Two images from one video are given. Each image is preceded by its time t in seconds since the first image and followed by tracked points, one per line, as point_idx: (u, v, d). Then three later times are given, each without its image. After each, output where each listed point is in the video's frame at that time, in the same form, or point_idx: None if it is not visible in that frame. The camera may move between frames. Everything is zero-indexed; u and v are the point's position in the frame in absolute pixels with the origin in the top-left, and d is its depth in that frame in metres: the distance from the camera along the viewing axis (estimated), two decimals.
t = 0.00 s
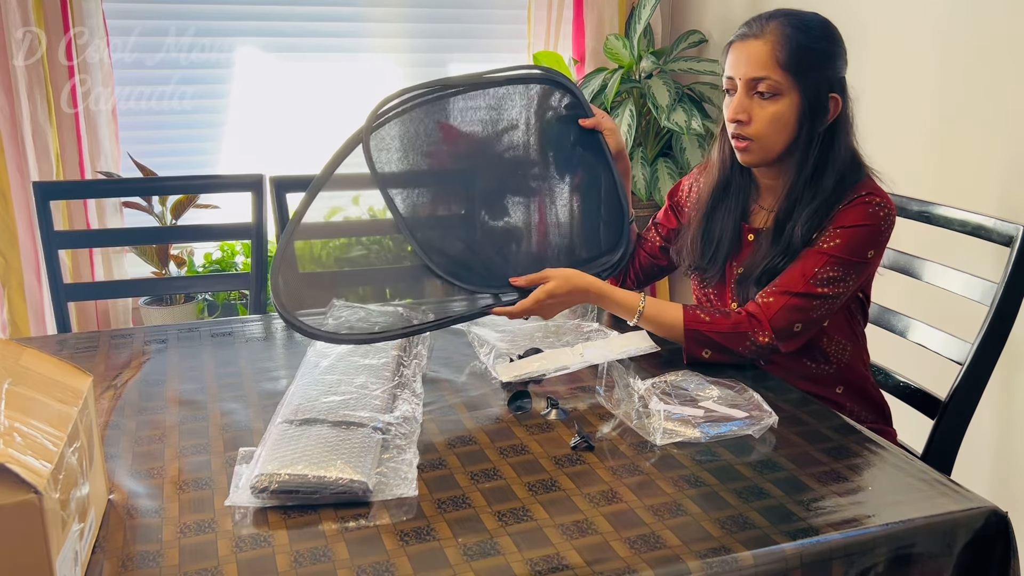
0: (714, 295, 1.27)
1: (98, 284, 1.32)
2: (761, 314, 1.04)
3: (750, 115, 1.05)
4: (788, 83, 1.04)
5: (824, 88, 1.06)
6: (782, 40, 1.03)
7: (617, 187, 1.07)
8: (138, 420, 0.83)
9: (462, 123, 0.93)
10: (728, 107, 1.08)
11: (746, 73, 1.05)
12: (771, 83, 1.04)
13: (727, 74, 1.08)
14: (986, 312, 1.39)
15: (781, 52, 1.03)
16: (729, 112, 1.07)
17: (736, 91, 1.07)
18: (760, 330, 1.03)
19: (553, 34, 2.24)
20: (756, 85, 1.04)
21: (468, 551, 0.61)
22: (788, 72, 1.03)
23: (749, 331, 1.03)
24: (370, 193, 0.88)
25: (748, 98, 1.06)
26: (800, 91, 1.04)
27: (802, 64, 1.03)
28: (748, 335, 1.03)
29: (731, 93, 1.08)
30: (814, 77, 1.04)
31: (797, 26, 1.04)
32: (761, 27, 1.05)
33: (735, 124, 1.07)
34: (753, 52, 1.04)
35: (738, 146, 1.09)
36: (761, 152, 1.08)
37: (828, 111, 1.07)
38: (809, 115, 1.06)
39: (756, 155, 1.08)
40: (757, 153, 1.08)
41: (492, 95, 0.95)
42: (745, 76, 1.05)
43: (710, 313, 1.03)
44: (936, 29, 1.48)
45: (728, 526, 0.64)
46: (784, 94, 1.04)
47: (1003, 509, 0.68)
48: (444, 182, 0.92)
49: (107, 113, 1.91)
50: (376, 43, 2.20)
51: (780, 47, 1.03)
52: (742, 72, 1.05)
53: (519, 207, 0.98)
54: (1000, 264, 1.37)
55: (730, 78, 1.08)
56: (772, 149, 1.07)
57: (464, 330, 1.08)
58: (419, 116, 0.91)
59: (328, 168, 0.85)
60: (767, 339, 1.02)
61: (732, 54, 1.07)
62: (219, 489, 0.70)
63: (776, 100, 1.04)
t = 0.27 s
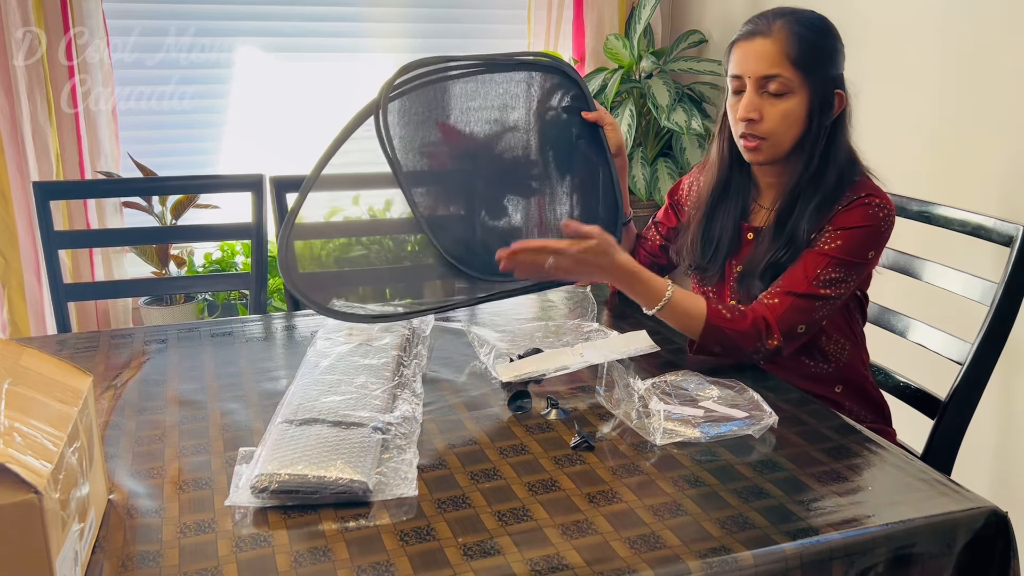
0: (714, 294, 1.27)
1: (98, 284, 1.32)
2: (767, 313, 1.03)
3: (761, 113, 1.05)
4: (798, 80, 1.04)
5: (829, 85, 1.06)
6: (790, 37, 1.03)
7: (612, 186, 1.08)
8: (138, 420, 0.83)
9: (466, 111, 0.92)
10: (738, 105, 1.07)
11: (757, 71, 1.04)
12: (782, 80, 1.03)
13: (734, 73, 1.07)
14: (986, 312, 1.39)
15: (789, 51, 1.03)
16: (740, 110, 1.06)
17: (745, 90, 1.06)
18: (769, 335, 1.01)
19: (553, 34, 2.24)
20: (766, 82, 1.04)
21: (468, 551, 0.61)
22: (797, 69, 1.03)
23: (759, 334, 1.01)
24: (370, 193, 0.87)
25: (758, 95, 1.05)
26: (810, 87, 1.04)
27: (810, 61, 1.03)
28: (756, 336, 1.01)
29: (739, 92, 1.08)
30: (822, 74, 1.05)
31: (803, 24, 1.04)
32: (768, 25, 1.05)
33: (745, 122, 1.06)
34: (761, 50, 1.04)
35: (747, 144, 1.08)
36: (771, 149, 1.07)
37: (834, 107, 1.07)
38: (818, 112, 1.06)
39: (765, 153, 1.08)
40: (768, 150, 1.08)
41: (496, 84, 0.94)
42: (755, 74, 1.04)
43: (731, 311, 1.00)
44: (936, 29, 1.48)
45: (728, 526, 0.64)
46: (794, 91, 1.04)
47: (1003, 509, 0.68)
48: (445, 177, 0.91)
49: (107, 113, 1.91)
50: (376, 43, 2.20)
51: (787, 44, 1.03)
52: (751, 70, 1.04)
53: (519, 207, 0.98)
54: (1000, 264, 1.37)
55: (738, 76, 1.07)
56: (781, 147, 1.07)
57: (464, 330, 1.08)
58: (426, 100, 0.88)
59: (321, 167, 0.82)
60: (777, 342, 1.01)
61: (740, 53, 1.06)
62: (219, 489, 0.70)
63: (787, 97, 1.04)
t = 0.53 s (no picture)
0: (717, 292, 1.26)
1: (98, 284, 1.32)
2: (780, 297, 1.02)
3: (796, 115, 1.05)
4: (826, 80, 1.05)
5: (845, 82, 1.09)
6: (812, 38, 1.05)
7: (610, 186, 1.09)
8: (138, 420, 0.83)
9: (468, 113, 0.91)
10: (769, 109, 1.06)
11: (788, 72, 1.04)
12: (814, 81, 1.05)
13: (758, 77, 1.07)
14: (986, 312, 1.39)
15: (815, 50, 1.05)
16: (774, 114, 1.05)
17: (774, 93, 1.06)
18: (778, 318, 1.00)
19: (553, 34, 2.24)
20: (797, 83, 1.04)
21: (468, 552, 0.61)
22: (825, 69, 1.05)
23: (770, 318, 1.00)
24: (369, 193, 0.83)
25: (790, 98, 1.05)
26: (836, 86, 1.06)
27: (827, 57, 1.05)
28: (768, 320, 1.00)
29: (765, 95, 1.07)
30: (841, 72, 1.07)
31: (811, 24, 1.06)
32: (788, 26, 1.06)
33: (782, 125, 1.05)
34: (788, 51, 1.05)
35: (779, 147, 1.08)
36: (803, 150, 1.08)
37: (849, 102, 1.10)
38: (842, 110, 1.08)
39: (798, 154, 1.08)
40: (801, 151, 1.08)
41: (495, 85, 0.94)
42: (785, 75, 1.04)
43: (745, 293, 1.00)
44: (936, 29, 1.48)
45: (728, 526, 0.64)
46: (824, 91, 1.05)
47: (1003, 509, 0.68)
48: (448, 177, 0.90)
49: (107, 113, 1.91)
50: (376, 43, 2.20)
51: (813, 44, 1.05)
52: (781, 72, 1.04)
53: (519, 208, 0.98)
54: (1000, 264, 1.37)
55: (763, 80, 1.06)
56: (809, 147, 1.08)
57: (464, 330, 1.08)
58: (429, 104, 0.87)
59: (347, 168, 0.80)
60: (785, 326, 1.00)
61: (764, 56, 1.06)
62: (219, 489, 0.70)
63: (816, 96, 1.05)
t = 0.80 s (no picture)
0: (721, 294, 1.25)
1: (98, 284, 1.32)
2: (814, 318, 1.00)
3: (790, 111, 1.05)
4: (813, 73, 1.06)
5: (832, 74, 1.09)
6: (793, 34, 1.06)
7: (608, 187, 1.09)
8: (138, 420, 0.83)
9: (473, 120, 0.92)
10: (761, 110, 1.07)
11: (775, 71, 1.05)
12: (801, 75, 1.05)
13: (746, 80, 1.07)
14: (986, 312, 1.39)
15: (798, 45, 1.05)
16: (767, 114, 1.05)
17: (765, 93, 1.06)
18: (818, 340, 0.99)
19: (553, 34, 2.24)
20: (785, 80, 1.05)
21: (468, 552, 0.61)
22: (809, 62, 1.06)
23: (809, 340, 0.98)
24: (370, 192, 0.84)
25: (781, 95, 1.05)
26: (823, 78, 1.07)
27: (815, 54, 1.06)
28: (807, 344, 0.98)
29: (755, 96, 1.07)
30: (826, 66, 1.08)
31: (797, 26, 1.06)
32: (769, 27, 1.07)
33: (777, 124, 1.05)
34: (772, 50, 1.05)
35: (777, 146, 1.08)
36: (802, 145, 1.08)
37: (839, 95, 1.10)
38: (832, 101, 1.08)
39: (797, 149, 1.08)
40: (799, 146, 1.08)
41: (497, 91, 0.94)
42: (774, 74, 1.05)
43: (779, 316, 0.99)
44: (936, 29, 1.48)
45: (728, 526, 0.64)
46: (813, 84, 1.06)
47: (1003, 509, 0.68)
48: (448, 176, 0.88)
49: (107, 113, 1.91)
50: (375, 43, 2.20)
51: (795, 41, 1.05)
52: (768, 71, 1.05)
53: (519, 207, 0.97)
54: (1000, 264, 1.37)
55: (751, 82, 1.07)
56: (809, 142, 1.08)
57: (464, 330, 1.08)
58: (435, 112, 0.88)
59: (383, 168, 0.83)
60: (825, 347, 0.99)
61: (749, 58, 1.07)
62: (218, 489, 0.70)
63: (807, 90, 1.05)
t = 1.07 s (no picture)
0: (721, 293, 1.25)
1: (98, 285, 1.32)
2: (813, 313, 0.99)
3: (778, 116, 1.05)
4: (800, 75, 1.05)
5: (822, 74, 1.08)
6: (778, 37, 1.05)
7: (608, 188, 1.09)
8: (138, 420, 0.83)
9: (474, 116, 0.91)
10: (750, 116, 1.07)
11: (762, 77, 1.04)
12: (788, 79, 1.05)
13: (733, 86, 1.07)
14: (986, 312, 1.39)
15: (785, 48, 1.05)
16: (756, 120, 1.05)
17: (753, 98, 1.06)
18: (817, 335, 0.98)
19: (553, 34, 2.24)
20: (773, 84, 1.05)
21: (468, 552, 0.61)
22: (796, 64, 1.05)
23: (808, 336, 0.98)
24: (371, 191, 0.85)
25: (769, 100, 1.05)
26: (811, 80, 1.07)
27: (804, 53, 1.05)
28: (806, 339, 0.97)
29: (744, 102, 1.07)
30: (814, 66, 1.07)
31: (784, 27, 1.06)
32: (754, 31, 1.06)
33: (766, 130, 1.05)
34: (757, 55, 1.05)
35: (768, 151, 1.08)
36: (793, 147, 1.08)
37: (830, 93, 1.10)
38: (822, 102, 1.08)
39: (788, 153, 1.08)
40: (790, 150, 1.08)
41: (498, 88, 0.94)
42: (761, 80, 1.04)
43: (778, 311, 0.99)
44: (936, 29, 1.48)
45: (728, 526, 0.64)
46: (800, 86, 1.06)
47: (1003, 509, 0.68)
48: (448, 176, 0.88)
49: (107, 113, 1.91)
50: (375, 43, 2.20)
51: (780, 44, 1.05)
52: (755, 77, 1.05)
53: (519, 207, 0.96)
54: (1000, 264, 1.37)
55: (740, 87, 1.06)
56: (802, 143, 1.08)
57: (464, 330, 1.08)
58: (436, 107, 0.88)
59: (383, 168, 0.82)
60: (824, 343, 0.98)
61: (735, 64, 1.06)
62: (219, 489, 0.70)
63: (795, 93, 1.05)
